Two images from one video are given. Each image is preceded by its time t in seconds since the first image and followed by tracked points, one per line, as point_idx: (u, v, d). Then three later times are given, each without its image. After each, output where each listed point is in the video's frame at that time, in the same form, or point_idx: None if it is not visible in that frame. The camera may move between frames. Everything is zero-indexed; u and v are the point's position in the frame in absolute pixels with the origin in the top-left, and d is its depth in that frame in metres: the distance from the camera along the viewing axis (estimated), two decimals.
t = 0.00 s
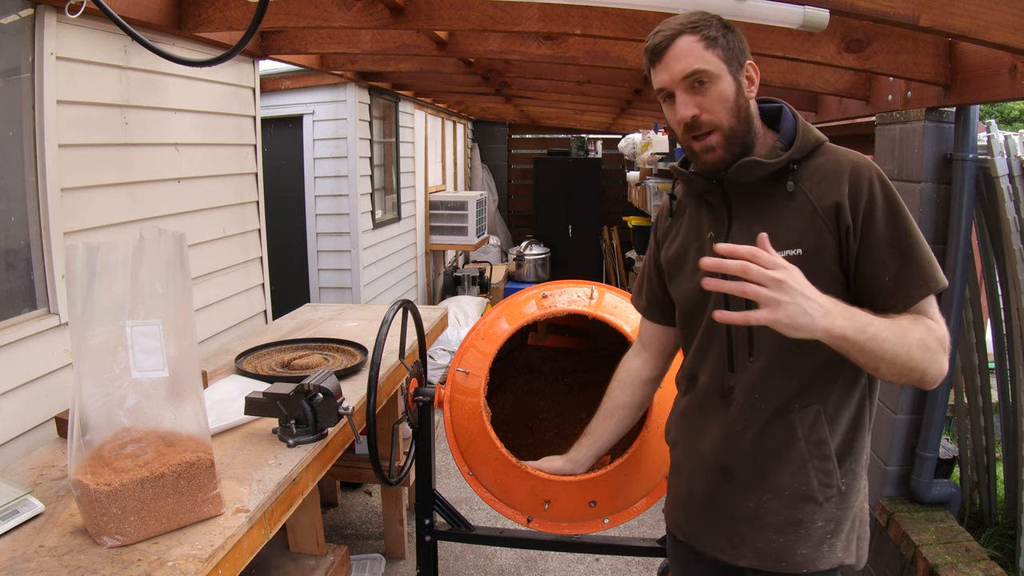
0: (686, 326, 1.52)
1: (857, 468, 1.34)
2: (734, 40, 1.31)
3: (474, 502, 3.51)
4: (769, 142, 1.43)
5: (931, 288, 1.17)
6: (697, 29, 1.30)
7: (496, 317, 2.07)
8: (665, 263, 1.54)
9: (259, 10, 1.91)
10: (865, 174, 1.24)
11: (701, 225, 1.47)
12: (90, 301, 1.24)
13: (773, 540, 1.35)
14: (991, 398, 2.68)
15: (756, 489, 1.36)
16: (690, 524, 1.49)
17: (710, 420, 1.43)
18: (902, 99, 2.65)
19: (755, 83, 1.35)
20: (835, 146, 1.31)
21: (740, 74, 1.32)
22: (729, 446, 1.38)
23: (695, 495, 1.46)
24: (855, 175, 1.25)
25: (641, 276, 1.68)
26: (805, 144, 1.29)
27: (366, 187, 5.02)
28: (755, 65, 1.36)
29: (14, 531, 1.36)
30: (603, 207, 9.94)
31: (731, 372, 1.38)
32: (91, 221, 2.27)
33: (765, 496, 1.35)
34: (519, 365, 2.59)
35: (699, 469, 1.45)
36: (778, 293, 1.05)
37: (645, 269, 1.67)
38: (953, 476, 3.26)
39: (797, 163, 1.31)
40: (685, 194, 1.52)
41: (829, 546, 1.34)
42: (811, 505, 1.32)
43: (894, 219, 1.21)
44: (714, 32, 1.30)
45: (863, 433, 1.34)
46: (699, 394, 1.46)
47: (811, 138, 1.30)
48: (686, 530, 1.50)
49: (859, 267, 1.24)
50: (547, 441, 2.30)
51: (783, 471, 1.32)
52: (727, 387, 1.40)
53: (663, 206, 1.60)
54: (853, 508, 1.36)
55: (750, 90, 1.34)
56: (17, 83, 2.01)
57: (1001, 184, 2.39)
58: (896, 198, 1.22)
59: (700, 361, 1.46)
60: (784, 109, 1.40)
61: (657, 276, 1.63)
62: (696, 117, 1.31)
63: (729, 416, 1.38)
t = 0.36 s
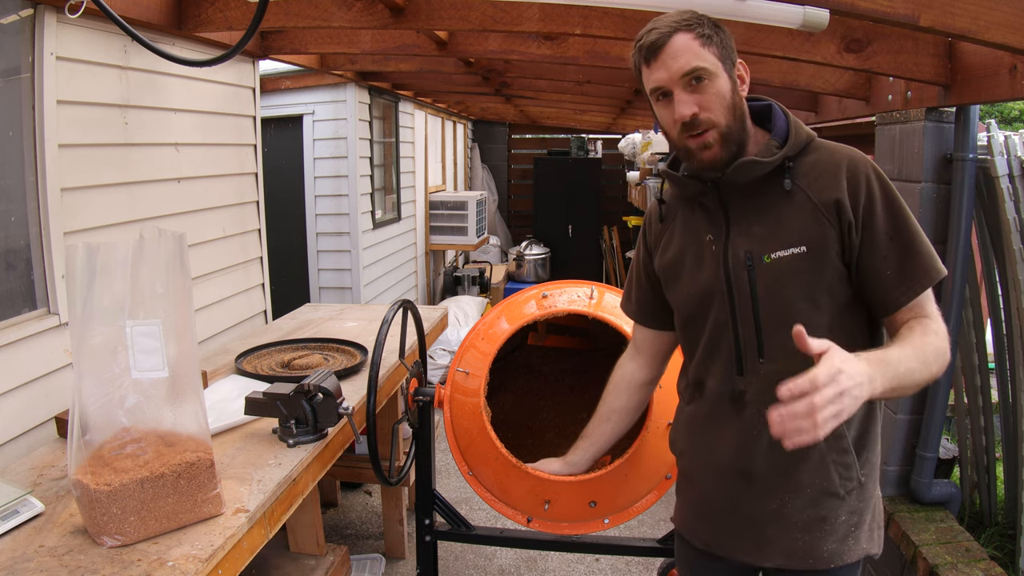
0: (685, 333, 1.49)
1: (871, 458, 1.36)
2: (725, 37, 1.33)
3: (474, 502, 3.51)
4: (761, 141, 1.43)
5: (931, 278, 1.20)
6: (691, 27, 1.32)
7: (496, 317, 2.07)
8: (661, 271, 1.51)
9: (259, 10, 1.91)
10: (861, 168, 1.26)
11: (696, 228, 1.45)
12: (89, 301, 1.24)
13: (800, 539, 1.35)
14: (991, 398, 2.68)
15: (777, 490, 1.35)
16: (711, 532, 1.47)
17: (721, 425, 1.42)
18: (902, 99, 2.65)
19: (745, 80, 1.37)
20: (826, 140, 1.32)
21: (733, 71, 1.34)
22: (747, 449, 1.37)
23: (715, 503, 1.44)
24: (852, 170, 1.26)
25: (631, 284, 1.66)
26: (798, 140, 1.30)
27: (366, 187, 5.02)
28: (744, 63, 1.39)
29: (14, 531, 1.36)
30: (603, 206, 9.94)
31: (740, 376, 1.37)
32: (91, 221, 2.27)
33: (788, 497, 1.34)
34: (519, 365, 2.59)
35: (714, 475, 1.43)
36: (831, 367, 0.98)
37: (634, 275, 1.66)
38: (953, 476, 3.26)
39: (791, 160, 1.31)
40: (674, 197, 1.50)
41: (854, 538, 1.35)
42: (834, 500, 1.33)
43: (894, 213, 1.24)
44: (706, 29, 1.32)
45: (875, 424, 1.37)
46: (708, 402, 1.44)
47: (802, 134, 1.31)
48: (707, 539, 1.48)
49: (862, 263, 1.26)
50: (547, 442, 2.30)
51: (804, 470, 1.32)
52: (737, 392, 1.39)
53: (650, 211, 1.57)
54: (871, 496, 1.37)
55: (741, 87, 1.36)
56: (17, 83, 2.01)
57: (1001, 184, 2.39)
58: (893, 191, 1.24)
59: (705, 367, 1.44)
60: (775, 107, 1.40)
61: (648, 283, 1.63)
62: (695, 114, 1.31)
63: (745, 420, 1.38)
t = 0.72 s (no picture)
0: (689, 340, 1.50)
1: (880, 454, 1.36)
2: (717, 40, 1.35)
3: (474, 502, 3.51)
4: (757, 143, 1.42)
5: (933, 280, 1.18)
6: (683, 30, 1.33)
7: (496, 317, 2.07)
8: (664, 278, 1.51)
9: (259, 10, 1.91)
10: (860, 168, 1.25)
11: (696, 235, 1.45)
12: (90, 300, 1.24)
13: (815, 540, 1.35)
14: (991, 398, 2.68)
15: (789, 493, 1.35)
16: (720, 533, 1.47)
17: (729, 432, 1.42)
18: (902, 99, 2.65)
19: (738, 82, 1.38)
20: (823, 139, 1.31)
21: (727, 72, 1.35)
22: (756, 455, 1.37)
23: (727, 507, 1.44)
24: (852, 170, 1.25)
25: (631, 292, 1.66)
26: (794, 141, 1.30)
27: (366, 187, 5.02)
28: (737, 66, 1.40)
29: (14, 531, 1.36)
30: (603, 206, 9.95)
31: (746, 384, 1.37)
32: (91, 221, 2.27)
33: (801, 499, 1.34)
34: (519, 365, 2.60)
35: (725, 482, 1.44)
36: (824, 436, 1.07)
37: (633, 282, 1.66)
38: (953, 476, 3.26)
39: (790, 162, 1.31)
40: (673, 204, 1.50)
41: (869, 534, 1.35)
42: (846, 499, 1.33)
43: (895, 211, 1.22)
44: (698, 32, 1.33)
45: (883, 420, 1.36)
46: (715, 408, 1.45)
47: (799, 133, 1.31)
48: (719, 542, 1.48)
49: (865, 263, 1.25)
50: (547, 442, 2.31)
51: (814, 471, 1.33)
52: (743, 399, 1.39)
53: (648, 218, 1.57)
54: (883, 492, 1.37)
55: (734, 88, 1.37)
56: (17, 83, 2.01)
57: (1001, 184, 2.39)
58: (893, 189, 1.23)
59: (712, 375, 1.44)
60: (769, 107, 1.39)
61: (649, 289, 1.63)
62: (689, 114, 1.32)
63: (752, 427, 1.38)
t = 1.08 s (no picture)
0: (692, 347, 1.50)
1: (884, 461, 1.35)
2: (722, 39, 1.32)
3: (474, 502, 3.51)
4: (760, 145, 1.39)
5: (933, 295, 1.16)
6: (687, 29, 1.30)
7: (496, 317, 2.07)
8: (668, 284, 1.51)
9: (259, 10, 1.90)
10: (862, 175, 1.23)
11: (700, 242, 1.44)
12: (90, 300, 1.24)
13: (819, 544, 1.36)
14: (991, 398, 2.68)
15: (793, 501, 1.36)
16: (723, 535, 1.48)
17: (732, 441, 1.43)
18: (902, 99, 2.65)
19: (742, 82, 1.35)
20: (827, 143, 1.29)
21: (731, 73, 1.32)
22: (757, 464, 1.39)
23: (731, 511, 1.45)
24: (853, 178, 1.24)
25: (635, 295, 1.66)
26: (796, 147, 1.28)
27: (366, 187, 5.02)
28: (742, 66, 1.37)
29: (14, 531, 1.36)
30: (603, 206, 9.95)
31: (748, 393, 1.38)
32: (91, 221, 2.27)
33: (803, 507, 1.35)
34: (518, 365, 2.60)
35: (728, 488, 1.45)
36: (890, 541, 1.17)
37: (638, 284, 1.66)
38: (952, 475, 3.26)
39: (792, 167, 1.29)
40: (677, 209, 1.49)
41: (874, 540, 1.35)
42: (850, 507, 1.32)
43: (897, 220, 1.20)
44: (702, 30, 1.31)
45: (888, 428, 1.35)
46: (718, 416, 1.45)
47: (801, 137, 1.29)
48: (723, 545, 1.49)
49: (866, 274, 1.24)
50: (547, 442, 2.31)
51: (815, 480, 1.33)
52: (745, 409, 1.40)
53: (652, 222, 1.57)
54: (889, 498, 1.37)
55: (739, 89, 1.35)
56: (16, 83, 2.01)
57: (1001, 184, 2.39)
58: (895, 198, 1.21)
59: (715, 383, 1.45)
60: (769, 109, 1.36)
61: (653, 292, 1.62)
62: (692, 115, 1.29)
63: (753, 435, 1.38)
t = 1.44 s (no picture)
0: (699, 349, 1.50)
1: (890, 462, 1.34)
2: (729, 38, 1.32)
3: (473, 502, 3.51)
4: (768, 145, 1.40)
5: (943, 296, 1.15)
6: (694, 28, 1.30)
7: (496, 317, 2.08)
8: (675, 285, 1.52)
9: (260, 10, 1.90)
10: (872, 174, 1.22)
11: (707, 242, 1.44)
12: (89, 300, 1.24)
13: (826, 547, 1.36)
14: (991, 398, 2.68)
15: (802, 504, 1.36)
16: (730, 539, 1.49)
17: (740, 444, 1.42)
18: (902, 99, 2.65)
19: (749, 83, 1.35)
20: (836, 142, 1.28)
21: (739, 73, 1.32)
22: (766, 467, 1.38)
23: (737, 514, 1.46)
24: (864, 178, 1.23)
25: (633, 298, 1.67)
26: (804, 146, 1.28)
27: (366, 187, 5.02)
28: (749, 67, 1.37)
29: (14, 531, 1.36)
30: (603, 206, 9.95)
31: (758, 397, 1.38)
32: (91, 221, 2.27)
33: (811, 510, 1.35)
34: (518, 365, 2.60)
35: (735, 492, 1.45)
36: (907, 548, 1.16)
37: (638, 286, 1.66)
38: (952, 475, 3.26)
39: (800, 167, 1.29)
40: (683, 211, 1.49)
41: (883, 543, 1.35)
42: (857, 509, 1.32)
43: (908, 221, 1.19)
44: (709, 29, 1.30)
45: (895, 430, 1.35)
46: (725, 419, 1.45)
47: (809, 136, 1.29)
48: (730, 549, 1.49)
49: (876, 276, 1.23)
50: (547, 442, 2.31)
51: (824, 484, 1.33)
52: (755, 412, 1.39)
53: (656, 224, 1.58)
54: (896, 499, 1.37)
55: (746, 89, 1.34)
56: (16, 83, 2.01)
57: (1001, 184, 2.39)
58: (907, 198, 1.19)
59: (724, 385, 1.45)
60: (776, 109, 1.37)
61: (652, 295, 1.63)
62: (700, 114, 1.29)
63: (762, 438, 1.38)
